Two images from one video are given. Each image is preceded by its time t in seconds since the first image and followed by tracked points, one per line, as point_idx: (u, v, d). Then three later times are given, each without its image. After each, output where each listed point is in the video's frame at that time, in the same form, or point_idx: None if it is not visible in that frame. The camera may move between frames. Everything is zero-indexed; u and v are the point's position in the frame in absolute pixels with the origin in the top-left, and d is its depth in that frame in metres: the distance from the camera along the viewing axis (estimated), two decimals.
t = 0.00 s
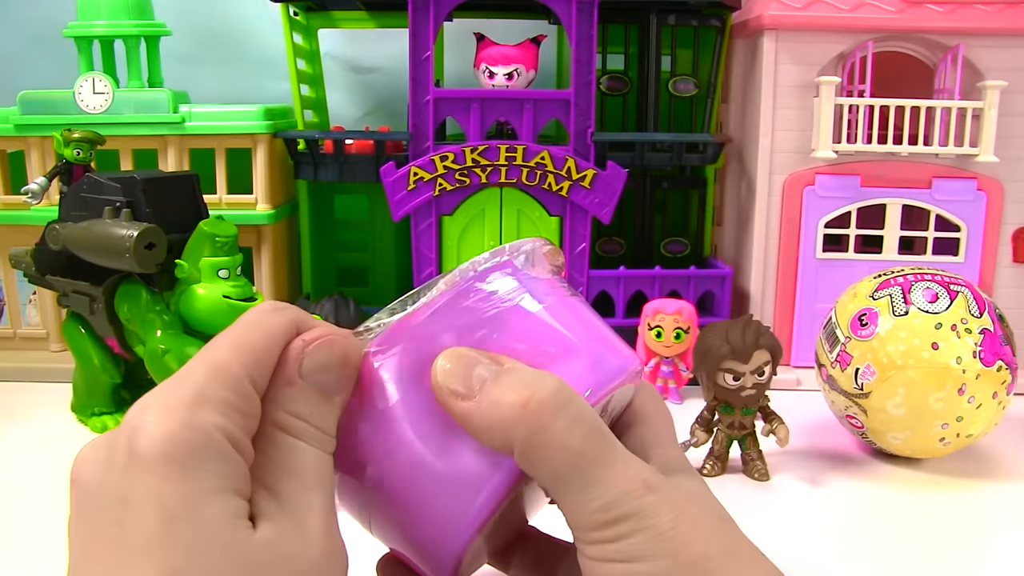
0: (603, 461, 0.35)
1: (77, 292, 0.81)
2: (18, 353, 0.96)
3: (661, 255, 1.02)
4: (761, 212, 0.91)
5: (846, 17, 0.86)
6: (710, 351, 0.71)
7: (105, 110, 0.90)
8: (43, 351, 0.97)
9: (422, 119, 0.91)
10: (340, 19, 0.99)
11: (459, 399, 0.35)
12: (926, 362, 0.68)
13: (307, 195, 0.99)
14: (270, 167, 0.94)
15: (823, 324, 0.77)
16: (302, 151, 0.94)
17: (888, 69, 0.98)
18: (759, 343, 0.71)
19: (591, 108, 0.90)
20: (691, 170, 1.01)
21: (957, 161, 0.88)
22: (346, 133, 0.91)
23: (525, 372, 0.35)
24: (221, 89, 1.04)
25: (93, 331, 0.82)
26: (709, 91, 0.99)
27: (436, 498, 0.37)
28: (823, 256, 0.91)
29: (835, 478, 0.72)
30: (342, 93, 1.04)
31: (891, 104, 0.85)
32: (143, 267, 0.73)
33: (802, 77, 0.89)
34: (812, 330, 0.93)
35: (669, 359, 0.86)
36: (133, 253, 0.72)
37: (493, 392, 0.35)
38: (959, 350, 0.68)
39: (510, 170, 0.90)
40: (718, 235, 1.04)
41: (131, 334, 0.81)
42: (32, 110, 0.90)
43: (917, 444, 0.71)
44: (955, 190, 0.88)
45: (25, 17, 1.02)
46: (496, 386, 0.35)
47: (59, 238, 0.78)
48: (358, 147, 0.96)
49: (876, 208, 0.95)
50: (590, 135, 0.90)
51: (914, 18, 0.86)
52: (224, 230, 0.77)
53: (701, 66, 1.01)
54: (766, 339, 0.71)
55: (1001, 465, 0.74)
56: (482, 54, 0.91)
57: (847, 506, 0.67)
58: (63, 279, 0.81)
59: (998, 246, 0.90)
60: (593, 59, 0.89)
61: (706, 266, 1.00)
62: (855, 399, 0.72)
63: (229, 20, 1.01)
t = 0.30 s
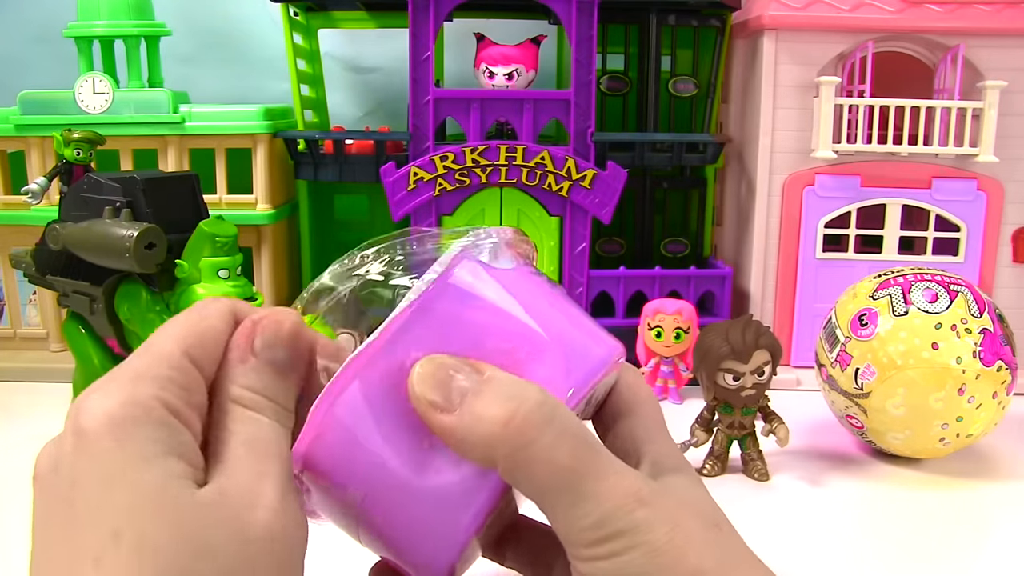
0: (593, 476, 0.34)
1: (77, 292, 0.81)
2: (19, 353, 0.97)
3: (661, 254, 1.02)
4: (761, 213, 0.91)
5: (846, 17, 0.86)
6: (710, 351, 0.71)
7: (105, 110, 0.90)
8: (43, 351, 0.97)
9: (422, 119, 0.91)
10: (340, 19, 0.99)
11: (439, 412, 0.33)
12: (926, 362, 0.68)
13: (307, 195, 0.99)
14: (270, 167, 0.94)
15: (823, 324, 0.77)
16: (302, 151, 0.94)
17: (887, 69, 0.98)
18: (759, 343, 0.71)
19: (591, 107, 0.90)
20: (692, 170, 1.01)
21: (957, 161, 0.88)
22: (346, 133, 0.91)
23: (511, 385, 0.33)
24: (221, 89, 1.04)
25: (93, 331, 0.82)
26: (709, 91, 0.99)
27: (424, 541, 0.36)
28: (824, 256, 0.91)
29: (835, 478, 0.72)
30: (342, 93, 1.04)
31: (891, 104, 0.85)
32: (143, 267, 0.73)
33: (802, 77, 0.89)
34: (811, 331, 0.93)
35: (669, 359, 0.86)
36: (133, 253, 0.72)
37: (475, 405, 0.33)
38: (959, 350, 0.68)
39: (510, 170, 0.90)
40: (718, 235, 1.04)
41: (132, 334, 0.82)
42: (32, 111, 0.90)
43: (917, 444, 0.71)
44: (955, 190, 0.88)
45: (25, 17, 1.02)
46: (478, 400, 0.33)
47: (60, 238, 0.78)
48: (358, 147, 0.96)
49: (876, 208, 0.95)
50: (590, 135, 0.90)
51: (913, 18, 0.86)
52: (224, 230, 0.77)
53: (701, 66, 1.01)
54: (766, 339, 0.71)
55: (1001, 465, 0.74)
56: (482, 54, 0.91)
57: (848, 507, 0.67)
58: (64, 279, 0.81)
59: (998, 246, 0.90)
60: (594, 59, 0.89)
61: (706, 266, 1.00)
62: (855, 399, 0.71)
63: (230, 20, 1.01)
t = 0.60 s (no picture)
0: (674, 455, 0.35)
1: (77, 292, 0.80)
2: (19, 353, 0.96)
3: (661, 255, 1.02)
4: (761, 213, 0.91)
5: (846, 17, 0.86)
6: (710, 351, 0.71)
7: (105, 110, 0.90)
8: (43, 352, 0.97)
9: (422, 119, 0.91)
10: (340, 19, 0.99)
11: (515, 373, 0.33)
12: (926, 362, 0.68)
13: (307, 195, 0.99)
14: (270, 167, 0.94)
15: (823, 324, 0.77)
16: (301, 151, 0.94)
17: (887, 70, 0.98)
18: (759, 343, 0.71)
19: (591, 107, 0.90)
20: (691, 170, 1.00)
21: (957, 161, 0.88)
22: (346, 133, 0.91)
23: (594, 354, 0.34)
24: (221, 89, 1.04)
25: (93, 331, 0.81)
26: (709, 91, 0.99)
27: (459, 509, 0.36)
28: (823, 256, 0.91)
29: (834, 478, 0.72)
30: (342, 92, 1.04)
31: (890, 104, 0.85)
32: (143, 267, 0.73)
33: (802, 77, 0.89)
34: (811, 331, 0.93)
35: (669, 359, 0.86)
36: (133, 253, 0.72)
37: (560, 369, 0.33)
38: (959, 350, 0.68)
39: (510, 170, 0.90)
40: (718, 235, 1.04)
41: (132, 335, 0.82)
42: (32, 111, 0.90)
43: (917, 444, 0.71)
44: (955, 190, 0.88)
45: (25, 17, 1.02)
46: (563, 364, 0.33)
47: (60, 238, 0.78)
48: (357, 147, 0.96)
49: (876, 208, 0.95)
50: (590, 135, 0.91)
51: (913, 18, 0.86)
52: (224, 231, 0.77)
53: (701, 66, 1.01)
54: (765, 339, 0.71)
55: (1001, 465, 0.74)
56: (482, 54, 0.91)
57: (847, 506, 0.67)
58: (64, 279, 0.80)
59: (997, 246, 0.90)
60: (594, 59, 0.89)
61: (705, 266, 1.00)
62: (855, 399, 0.72)
63: (230, 20, 1.02)
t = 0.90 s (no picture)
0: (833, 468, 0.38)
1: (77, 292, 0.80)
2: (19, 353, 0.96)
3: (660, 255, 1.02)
4: (761, 212, 0.91)
5: (846, 17, 0.86)
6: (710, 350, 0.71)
7: (105, 110, 0.90)
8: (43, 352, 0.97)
9: (422, 119, 0.91)
10: (340, 20, 0.99)
11: (720, 356, 0.35)
12: (926, 362, 0.68)
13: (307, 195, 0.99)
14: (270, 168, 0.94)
15: (823, 324, 0.77)
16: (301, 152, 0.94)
17: (888, 70, 0.98)
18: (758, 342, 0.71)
19: (591, 108, 0.90)
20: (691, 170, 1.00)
21: (957, 161, 0.88)
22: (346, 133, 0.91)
23: (763, 364, 0.37)
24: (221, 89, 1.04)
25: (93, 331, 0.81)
26: (709, 91, 0.99)
27: (560, 483, 0.34)
28: (823, 256, 0.91)
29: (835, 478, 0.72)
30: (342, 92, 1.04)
31: (890, 104, 0.85)
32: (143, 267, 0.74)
33: (802, 77, 0.89)
34: (812, 331, 0.93)
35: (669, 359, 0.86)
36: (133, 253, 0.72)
37: (752, 365, 0.36)
38: (959, 350, 0.68)
39: (510, 170, 0.90)
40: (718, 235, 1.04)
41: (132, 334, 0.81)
42: (33, 111, 0.91)
43: (917, 444, 0.71)
44: (954, 190, 0.88)
45: (26, 17, 1.02)
46: (751, 363, 0.37)
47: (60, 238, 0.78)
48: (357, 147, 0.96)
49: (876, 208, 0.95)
50: (590, 135, 0.91)
51: (913, 18, 0.86)
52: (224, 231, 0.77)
53: (701, 66, 1.01)
54: (765, 339, 0.72)
55: (1001, 465, 0.74)
56: (482, 54, 0.91)
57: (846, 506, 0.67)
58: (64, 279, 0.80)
59: (997, 246, 0.90)
60: (593, 59, 0.89)
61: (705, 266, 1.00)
62: (855, 399, 0.72)
63: (230, 20, 1.02)
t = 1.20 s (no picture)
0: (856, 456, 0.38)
1: (77, 292, 0.81)
2: (19, 352, 0.96)
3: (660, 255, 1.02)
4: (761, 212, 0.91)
5: (846, 17, 0.86)
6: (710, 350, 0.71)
7: (105, 110, 0.90)
8: (43, 352, 0.97)
9: (422, 120, 0.91)
10: (340, 19, 0.99)
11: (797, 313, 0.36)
12: (926, 362, 0.68)
13: (307, 195, 0.99)
14: (270, 168, 0.94)
15: (823, 324, 0.77)
16: (301, 151, 0.94)
17: (888, 69, 0.98)
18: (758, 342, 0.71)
19: (591, 108, 0.90)
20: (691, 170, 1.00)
21: (957, 161, 0.88)
22: (346, 133, 0.91)
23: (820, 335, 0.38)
24: (221, 89, 1.04)
25: (93, 331, 0.82)
26: (708, 91, 0.99)
27: (645, 438, 0.33)
28: (823, 256, 0.91)
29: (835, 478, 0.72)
30: (342, 92, 1.04)
31: (890, 104, 0.85)
32: (143, 267, 0.74)
33: (802, 77, 0.89)
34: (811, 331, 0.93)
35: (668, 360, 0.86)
36: (133, 253, 0.72)
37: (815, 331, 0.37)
38: (959, 350, 0.68)
39: (510, 170, 0.90)
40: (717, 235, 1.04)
41: (131, 335, 0.81)
42: (33, 111, 0.90)
43: (917, 444, 0.71)
44: (954, 190, 0.88)
45: (26, 17, 1.02)
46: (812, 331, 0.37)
47: (60, 238, 0.78)
48: (357, 147, 0.96)
49: (876, 208, 0.95)
50: (590, 135, 0.90)
51: (913, 19, 0.86)
52: (224, 230, 0.78)
53: (700, 65, 1.01)
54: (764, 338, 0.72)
55: (1001, 465, 0.74)
56: (482, 54, 0.91)
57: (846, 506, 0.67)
58: (64, 279, 0.81)
59: (997, 246, 0.90)
60: (593, 59, 0.89)
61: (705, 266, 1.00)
62: (855, 399, 0.72)
63: (230, 20, 1.02)
